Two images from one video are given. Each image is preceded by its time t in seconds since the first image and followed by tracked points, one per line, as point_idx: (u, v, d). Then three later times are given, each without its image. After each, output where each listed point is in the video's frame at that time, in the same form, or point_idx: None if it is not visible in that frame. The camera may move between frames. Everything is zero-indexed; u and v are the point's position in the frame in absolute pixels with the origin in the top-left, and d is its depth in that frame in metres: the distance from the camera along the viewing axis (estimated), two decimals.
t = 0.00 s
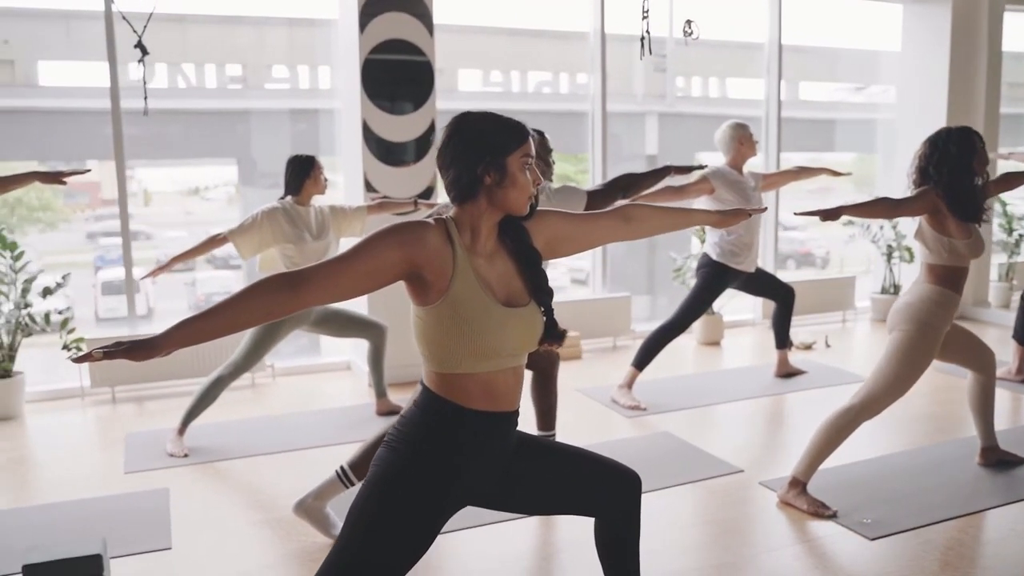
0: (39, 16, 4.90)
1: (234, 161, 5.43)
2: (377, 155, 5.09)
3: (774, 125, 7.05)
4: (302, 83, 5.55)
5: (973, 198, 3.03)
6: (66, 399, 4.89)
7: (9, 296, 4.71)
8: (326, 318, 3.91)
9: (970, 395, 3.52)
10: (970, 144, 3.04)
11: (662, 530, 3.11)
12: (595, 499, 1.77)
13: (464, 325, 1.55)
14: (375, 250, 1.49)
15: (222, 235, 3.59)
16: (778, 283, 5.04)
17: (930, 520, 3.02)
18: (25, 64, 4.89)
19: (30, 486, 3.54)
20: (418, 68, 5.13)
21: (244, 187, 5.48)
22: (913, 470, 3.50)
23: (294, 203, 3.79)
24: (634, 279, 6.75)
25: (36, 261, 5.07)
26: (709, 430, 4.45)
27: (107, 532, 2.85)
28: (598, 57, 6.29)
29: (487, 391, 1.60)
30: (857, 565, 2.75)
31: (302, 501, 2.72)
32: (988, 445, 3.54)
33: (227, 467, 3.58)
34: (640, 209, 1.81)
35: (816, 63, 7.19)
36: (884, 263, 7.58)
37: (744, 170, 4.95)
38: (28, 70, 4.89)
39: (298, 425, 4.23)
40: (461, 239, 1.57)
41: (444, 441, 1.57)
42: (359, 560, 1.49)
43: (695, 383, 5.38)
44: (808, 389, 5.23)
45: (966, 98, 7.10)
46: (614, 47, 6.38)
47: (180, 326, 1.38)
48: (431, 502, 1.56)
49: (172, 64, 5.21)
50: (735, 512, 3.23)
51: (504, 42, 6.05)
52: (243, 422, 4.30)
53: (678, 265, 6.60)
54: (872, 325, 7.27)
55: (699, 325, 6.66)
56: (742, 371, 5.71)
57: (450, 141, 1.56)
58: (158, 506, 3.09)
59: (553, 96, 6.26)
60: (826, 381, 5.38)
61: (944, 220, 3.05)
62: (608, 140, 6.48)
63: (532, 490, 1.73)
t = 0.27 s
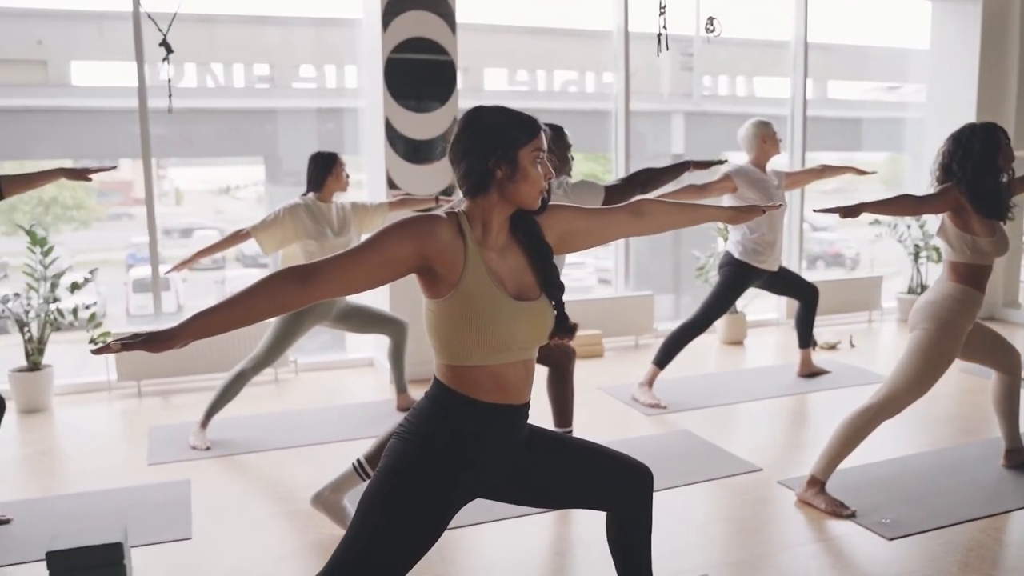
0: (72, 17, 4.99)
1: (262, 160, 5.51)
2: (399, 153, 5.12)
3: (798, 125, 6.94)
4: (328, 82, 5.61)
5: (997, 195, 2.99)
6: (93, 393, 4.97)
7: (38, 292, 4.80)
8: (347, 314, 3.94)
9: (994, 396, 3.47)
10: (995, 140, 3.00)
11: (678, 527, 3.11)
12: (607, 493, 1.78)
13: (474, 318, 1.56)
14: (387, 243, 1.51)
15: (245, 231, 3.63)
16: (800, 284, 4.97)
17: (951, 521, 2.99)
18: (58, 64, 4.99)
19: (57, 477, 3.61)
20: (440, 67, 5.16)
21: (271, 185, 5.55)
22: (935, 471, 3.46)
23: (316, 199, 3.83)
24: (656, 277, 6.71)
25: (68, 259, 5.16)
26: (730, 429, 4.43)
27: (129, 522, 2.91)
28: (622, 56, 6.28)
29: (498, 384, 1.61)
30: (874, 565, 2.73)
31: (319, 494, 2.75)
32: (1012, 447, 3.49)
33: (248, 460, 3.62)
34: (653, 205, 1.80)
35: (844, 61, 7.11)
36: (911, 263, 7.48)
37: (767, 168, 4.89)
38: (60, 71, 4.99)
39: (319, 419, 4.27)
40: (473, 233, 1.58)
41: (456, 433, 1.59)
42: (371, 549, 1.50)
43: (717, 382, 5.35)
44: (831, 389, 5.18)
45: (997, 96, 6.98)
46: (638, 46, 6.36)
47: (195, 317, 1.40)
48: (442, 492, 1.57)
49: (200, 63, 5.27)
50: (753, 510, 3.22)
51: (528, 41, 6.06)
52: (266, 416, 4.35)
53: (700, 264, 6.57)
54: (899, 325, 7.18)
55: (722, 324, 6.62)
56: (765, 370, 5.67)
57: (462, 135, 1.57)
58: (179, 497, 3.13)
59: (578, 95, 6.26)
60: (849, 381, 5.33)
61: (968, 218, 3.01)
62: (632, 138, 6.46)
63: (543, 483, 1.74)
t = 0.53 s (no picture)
0: (104, 19, 5.09)
1: (287, 157, 5.56)
2: (421, 151, 5.14)
3: (823, 124, 6.87)
4: (352, 81, 5.65)
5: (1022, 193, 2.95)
6: (119, 386, 5.05)
7: (65, 287, 4.89)
8: (367, 310, 3.97)
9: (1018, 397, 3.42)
10: (1020, 137, 2.95)
11: (693, 525, 3.11)
12: (619, 488, 1.78)
13: (485, 312, 1.56)
14: (398, 237, 1.51)
15: (265, 229, 3.71)
16: (826, 281, 4.89)
17: (971, 523, 2.95)
18: (89, 64, 5.09)
19: (82, 468, 3.69)
20: (462, 65, 5.17)
21: (297, 184, 5.61)
22: (958, 472, 3.42)
23: (337, 196, 3.86)
24: (678, 276, 6.69)
25: (101, 257, 5.27)
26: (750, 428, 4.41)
27: (150, 512, 2.96)
28: (644, 55, 6.26)
29: (508, 377, 1.62)
30: (891, 565, 2.70)
31: (336, 488, 2.78)
32: None
33: (267, 454, 3.67)
34: (667, 201, 1.79)
35: (872, 59, 7.04)
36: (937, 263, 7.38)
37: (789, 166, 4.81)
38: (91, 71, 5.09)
39: (340, 415, 4.31)
40: (484, 228, 1.58)
41: (466, 426, 1.59)
42: (382, 539, 1.52)
43: (738, 382, 5.32)
44: (854, 389, 5.14)
45: None
46: (661, 45, 6.33)
47: (210, 308, 1.41)
48: (453, 484, 1.58)
49: (227, 63, 5.34)
50: (770, 510, 3.20)
51: (552, 40, 6.06)
52: (287, 411, 4.40)
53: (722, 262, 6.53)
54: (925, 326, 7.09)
55: (744, 324, 6.58)
56: (786, 370, 5.63)
57: (475, 129, 1.57)
58: (199, 489, 3.18)
59: (602, 94, 6.27)
60: (872, 381, 5.27)
61: (991, 216, 2.97)
62: (654, 137, 6.44)
63: (554, 477, 1.75)
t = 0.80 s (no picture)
0: (125, 19, 5.14)
1: (306, 156, 5.60)
2: (437, 149, 5.16)
3: (842, 124, 6.79)
4: (371, 80, 5.67)
5: None
6: (137, 382, 5.10)
7: (85, 284, 4.95)
8: (383, 308, 3.99)
9: None
10: None
11: (704, 524, 3.10)
12: (628, 485, 1.78)
13: (492, 308, 1.56)
14: (406, 233, 1.52)
15: (281, 227, 3.73)
16: (841, 280, 4.86)
17: (988, 524, 2.92)
18: (111, 65, 5.16)
19: (100, 462, 3.73)
20: (479, 64, 5.18)
21: (317, 182, 5.65)
22: (974, 474, 3.38)
23: (353, 194, 3.87)
24: (695, 275, 6.66)
25: (124, 256, 5.33)
26: (766, 427, 4.39)
27: (166, 506, 3.00)
28: (663, 54, 6.24)
29: (515, 373, 1.62)
30: (905, 566, 2.69)
31: (348, 483, 2.80)
32: None
33: (282, 450, 3.70)
34: (677, 198, 1.77)
35: (895, 58, 6.97)
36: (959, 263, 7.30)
37: (807, 165, 4.72)
38: (114, 71, 5.16)
39: (355, 412, 4.33)
40: (493, 224, 1.58)
41: (473, 422, 1.60)
42: (390, 532, 1.52)
43: (755, 382, 5.30)
44: (872, 390, 5.10)
45: None
46: (680, 43, 6.31)
47: (219, 303, 1.43)
48: (461, 478, 1.58)
49: (248, 63, 5.38)
50: (783, 509, 3.19)
51: (571, 39, 6.06)
52: (303, 408, 4.43)
53: (739, 262, 6.50)
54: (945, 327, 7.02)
55: (761, 323, 6.55)
56: (803, 370, 5.59)
57: (483, 125, 1.57)
58: (215, 484, 3.22)
59: (621, 93, 6.26)
60: (890, 382, 5.23)
61: (1010, 215, 2.93)
62: (673, 137, 6.42)
63: (562, 473, 1.75)
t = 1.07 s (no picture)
0: (149, 19, 5.20)
1: (326, 155, 5.63)
2: (454, 148, 5.18)
3: (863, 123, 6.73)
4: (392, 80, 5.70)
5: None
6: (156, 378, 5.16)
7: (106, 280, 5.01)
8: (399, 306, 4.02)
9: None
10: None
11: (716, 524, 3.09)
12: (636, 482, 1.78)
13: (499, 304, 1.56)
14: (414, 229, 1.52)
15: (298, 224, 3.77)
16: (861, 280, 4.80)
17: (1004, 527, 2.89)
18: (135, 64, 5.22)
19: (119, 456, 3.78)
20: (496, 64, 5.19)
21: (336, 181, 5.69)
22: (992, 476, 3.35)
23: (369, 192, 3.89)
24: (713, 275, 6.63)
25: (148, 253, 5.38)
26: (782, 427, 4.36)
27: (183, 500, 3.04)
28: (681, 53, 6.22)
29: (523, 369, 1.62)
30: (917, 567, 2.67)
31: (360, 480, 2.83)
32: None
33: (297, 446, 3.73)
34: (686, 196, 1.77)
35: (919, 57, 6.90)
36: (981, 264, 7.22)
37: (826, 165, 4.63)
38: (138, 71, 5.23)
39: (371, 409, 4.36)
40: (501, 221, 1.58)
41: (480, 418, 1.60)
42: (397, 526, 1.54)
43: (772, 382, 5.27)
44: (890, 391, 5.05)
45: None
46: (700, 43, 6.28)
47: (229, 297, 1.44)
48: (468, 474, 1.59)
49: (269, 63, 5.43)
50: (796, 509, 3.18)
51: (590, 38, 6.05)
52: (319, 404, 4.47)
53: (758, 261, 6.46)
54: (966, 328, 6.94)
55: (779, 323, 6.51)
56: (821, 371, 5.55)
57: (492, 121, 1.57)
58: (230, 478, 3.25)
59: (641, 92, 6.25)
60: (909, 383, 5.18)
61: None
62: (692, 136, 6.40)
63: (570, 470, 1.75)
